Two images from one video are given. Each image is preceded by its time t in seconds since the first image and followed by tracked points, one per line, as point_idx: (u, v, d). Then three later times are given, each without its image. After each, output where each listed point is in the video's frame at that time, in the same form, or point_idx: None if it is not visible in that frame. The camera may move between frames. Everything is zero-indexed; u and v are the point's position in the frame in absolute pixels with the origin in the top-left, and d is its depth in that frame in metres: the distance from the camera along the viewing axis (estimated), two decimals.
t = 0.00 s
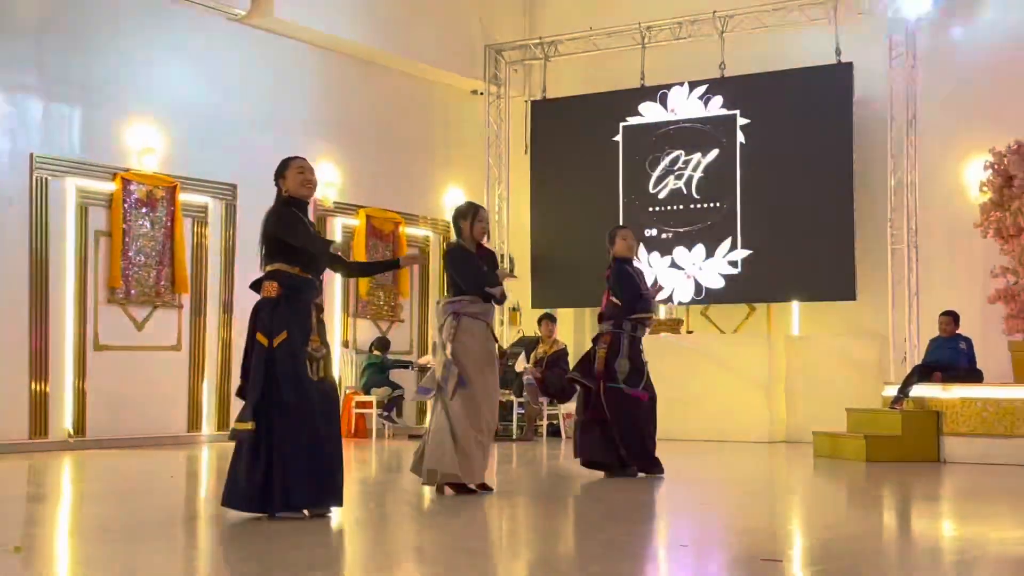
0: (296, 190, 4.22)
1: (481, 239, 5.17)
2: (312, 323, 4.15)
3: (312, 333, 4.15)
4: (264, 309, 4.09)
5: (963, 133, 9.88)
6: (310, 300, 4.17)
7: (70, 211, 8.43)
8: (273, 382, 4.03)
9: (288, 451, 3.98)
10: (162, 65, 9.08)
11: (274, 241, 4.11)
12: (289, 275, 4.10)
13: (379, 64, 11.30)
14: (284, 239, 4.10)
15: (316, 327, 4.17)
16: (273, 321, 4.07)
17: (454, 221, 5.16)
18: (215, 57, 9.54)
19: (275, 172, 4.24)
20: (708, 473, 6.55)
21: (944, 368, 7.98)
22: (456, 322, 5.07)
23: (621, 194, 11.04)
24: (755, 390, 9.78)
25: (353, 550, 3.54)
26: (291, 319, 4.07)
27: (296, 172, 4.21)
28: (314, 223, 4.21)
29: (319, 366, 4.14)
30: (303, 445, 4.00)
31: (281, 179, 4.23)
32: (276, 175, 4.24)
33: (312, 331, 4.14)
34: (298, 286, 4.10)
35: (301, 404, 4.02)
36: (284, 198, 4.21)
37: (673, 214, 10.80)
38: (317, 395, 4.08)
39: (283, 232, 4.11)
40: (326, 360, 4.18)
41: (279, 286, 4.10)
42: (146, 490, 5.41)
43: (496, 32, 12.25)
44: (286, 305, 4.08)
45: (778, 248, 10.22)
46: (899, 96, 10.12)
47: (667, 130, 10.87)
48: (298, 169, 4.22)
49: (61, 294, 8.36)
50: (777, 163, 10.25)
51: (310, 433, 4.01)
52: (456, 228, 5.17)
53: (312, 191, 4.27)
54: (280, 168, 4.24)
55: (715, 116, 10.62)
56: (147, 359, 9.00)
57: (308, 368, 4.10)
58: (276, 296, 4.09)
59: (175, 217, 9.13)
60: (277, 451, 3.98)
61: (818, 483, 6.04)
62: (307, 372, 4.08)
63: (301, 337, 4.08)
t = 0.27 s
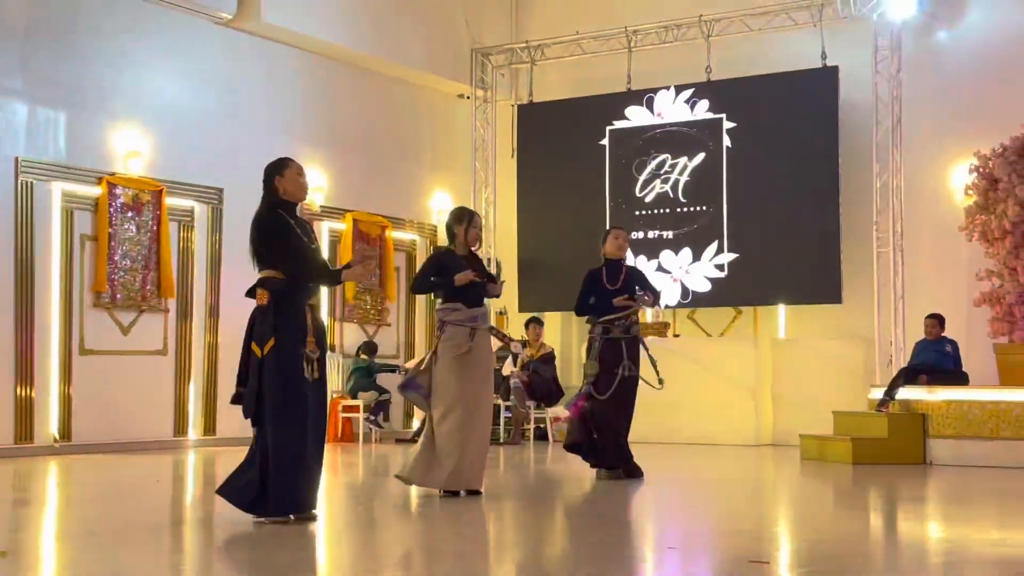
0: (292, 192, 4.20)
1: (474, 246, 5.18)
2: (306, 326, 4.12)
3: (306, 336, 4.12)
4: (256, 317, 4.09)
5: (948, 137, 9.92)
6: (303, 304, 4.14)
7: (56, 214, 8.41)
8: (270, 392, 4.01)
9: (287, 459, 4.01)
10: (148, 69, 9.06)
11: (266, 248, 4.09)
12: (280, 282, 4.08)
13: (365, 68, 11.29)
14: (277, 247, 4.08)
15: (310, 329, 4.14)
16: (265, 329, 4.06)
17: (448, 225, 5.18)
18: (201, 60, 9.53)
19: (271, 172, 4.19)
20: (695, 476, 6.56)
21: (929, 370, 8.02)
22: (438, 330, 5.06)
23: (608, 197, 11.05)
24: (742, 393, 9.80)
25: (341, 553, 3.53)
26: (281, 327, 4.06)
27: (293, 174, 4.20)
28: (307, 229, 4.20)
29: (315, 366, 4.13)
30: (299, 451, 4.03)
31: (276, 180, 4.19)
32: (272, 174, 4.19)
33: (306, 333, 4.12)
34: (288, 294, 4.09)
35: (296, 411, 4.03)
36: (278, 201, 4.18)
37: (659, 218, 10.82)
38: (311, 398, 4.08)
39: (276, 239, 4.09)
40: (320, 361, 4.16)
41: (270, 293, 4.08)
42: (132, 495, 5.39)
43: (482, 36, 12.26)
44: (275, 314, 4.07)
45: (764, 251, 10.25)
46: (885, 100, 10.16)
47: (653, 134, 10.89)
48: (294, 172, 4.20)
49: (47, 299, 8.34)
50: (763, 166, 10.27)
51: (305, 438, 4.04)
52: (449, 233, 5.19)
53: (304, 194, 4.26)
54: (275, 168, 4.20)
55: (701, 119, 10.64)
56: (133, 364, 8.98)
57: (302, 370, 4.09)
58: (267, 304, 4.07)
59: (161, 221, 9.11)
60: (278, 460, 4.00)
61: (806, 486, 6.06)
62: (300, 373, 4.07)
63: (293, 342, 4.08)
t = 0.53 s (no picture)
0: (281, 206, 4.18)
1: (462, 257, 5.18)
2: (294, 339, 4.11)
3: (295, 348, 4.12)
4: (244, 332, 4.10)
5: (931, 145, 9.96)
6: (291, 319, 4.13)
7: (39, 222, 8.38)
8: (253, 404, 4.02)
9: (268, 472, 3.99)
10: (131, 76, 9.04)
11: (253, 262, 4.08)
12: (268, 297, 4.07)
13: (349, 75, 11.28)
14: (266, 262, 4.07)
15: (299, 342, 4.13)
16: (254, 343, 4.08)
17: (436, 236, 5.17)
18: (185, 68, 9.52)
19: (259, 185, 4.17)
20: (679, 483, 6.57)
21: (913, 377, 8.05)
22: (439, 340, 5.04)
23: (593, 205, 11.07)
24: (726, 401, 9.82)
25: (325, 561, 3.53)
26: (269, 340, 4.07)
27: (283, 188, 4.17)
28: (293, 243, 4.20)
29: (306, 380, 4.11)
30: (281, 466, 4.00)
31: (266, 193, 4.17)
32: (261, 187, 4.17)
33: (295, 346, 4.12)
34: (276, 309, 4.09)
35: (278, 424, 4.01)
36: (267, 216, 4.17)
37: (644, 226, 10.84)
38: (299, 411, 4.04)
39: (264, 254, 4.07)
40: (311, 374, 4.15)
41: (258, 307, 4.08)
42: (114, 503, 5.37)
43: (467, 44, 12.26)
44: (263, 327, 4.07)
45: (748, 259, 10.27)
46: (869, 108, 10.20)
47: (638, 142, 10.91)
48: (283, 186, 4.17)
49: (30, 307, 8.31)
50: (747, 174, 10.29)
51: (288, 453, 3.99)
52: (438, 244, 5.18)
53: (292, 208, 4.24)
54: (264, 181, 4.17)
55: (685, 128, 10.66)
56: (117, 371, 8.95)
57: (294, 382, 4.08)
58: (255, 318, 4.07)
59: (145, 228, 9.09)
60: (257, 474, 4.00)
61: (790, 493, 6.07)
62: (291, 386, 4.05)
63: (281, 355, 4.08)
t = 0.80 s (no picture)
0: (263, 205, 4.20)
1: (445, 257, 5.21)
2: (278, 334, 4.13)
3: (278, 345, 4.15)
4: (231, 321, 4.05)
5: (915, 155, 10.00)
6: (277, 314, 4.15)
7: (22, 227, 8.36)
8: (229, 400, 4.00)
9: (235, 470, 3.99)
10: (116, 82, 9.02)
11: (238, 256, 4.09)
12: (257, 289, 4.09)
13: (334, 82, 11.27)
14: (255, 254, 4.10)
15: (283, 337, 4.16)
16: (241, 333, 4.06)
17: (419, 239, 5.22)
18: (170, 74, 9.50)
19: (241, 183, 4.19)
20: (663, 491, 6.57)
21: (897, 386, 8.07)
22: (437, 339, 5.02)
23: (578, 214, 11.08)
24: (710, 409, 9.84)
25: (310, 568, 3.52)
26: (257, 332, 4.08)
27: (266, 186, 4.20)
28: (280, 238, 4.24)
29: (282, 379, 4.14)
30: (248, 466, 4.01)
31: (247, 193, 4.19)
32: (244, 186, 4.19)
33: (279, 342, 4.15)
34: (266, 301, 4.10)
35: (252, 425, 4.01)
36: (251, 213, 4.18)
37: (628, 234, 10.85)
38: (270, 413, 4.05)
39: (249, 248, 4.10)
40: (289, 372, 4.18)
41: (249, 298, 4.08)
42: (97, 510, 5.34)
43: (453, 52, 12.27)
44: (254, 318, 4.07)
45: (732, 268, 10.29)
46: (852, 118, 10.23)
47: (623, 150, 10.93)
48: (265, 184, 4.20)
49: (12, 312, 8.27)
50: (732, 183, 10.32)
51: (257, 454, 4.01)
52: (420, 247, 5.22)
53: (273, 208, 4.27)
54: (247, 179, 4.19)
55: (670, 136, 10.69)
56: (100, 378, 8.92)
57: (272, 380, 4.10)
58: (245, 308, 4.06)
59: (129, 234, 9.06)
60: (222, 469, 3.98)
61: (774, 502, 6.08)
62: (269, 384, 4.07)
63: (263, 351, 4.09)
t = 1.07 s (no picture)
0: (242, 220, 4.16)
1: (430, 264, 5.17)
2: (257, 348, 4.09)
3: (258, 357, 4.09)
4: (212, 328, 4.01)
5: (903, 163, 10.03)
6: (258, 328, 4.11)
7: (10, 230, 8.33)
8: (213, 405, 3.94)
9: (212, 477, 3.91)
10: (105, 85, 9.01)
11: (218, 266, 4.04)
12: (238, 298, 4.04)
13: (324, 87, 11.27)
14: (233, 267, 4.06)
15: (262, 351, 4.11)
16: (223, 341, 4.01)
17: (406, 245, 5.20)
18: (159, 78, 9.48)
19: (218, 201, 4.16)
20: (650, 497, 6.57)
21: (884, 394, 8.09)
22: (415, 347, 5.01)
23: (566, 220, 11.08)
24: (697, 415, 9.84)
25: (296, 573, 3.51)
26: (238, 343, 4.02)
27: (242, 202, 4.15)
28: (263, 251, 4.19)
29: (269, 392, 4.10)
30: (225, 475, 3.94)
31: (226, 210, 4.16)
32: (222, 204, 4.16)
33: (259, 355, 4.09)
34: (247, 311, 4.05)
35: (235, 433, 3.96)
36: (230, 228, 4.14)
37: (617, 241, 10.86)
38: (253, 424, 4.00)
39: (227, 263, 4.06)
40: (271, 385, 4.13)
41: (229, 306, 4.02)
42: (83, 514, 5.33)
43: (443, 58, 12.27)
44: (234, 328, 4.02)
45: (721, 274, 10.30)
46: (841, 126, 10.26)
47: (612, 157, 10.93)
48: (242, 200, 4.15)
49: None
50: (721, 190, 10.33)
51: (237, 463, 3.96)
52: (407, 254, 5.20)
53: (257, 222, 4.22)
54: (225, 197, 4.16)
55: (659, 143, 10.70)
56: (86, 382, 8.89)
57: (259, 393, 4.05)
58: (226, 317, 4.01)
59: (117, 238, 9.04)
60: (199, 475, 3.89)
61: (761, 508, 6.09)
62: (256, 396, 4.02)
63: (248, 361, 4.04)
